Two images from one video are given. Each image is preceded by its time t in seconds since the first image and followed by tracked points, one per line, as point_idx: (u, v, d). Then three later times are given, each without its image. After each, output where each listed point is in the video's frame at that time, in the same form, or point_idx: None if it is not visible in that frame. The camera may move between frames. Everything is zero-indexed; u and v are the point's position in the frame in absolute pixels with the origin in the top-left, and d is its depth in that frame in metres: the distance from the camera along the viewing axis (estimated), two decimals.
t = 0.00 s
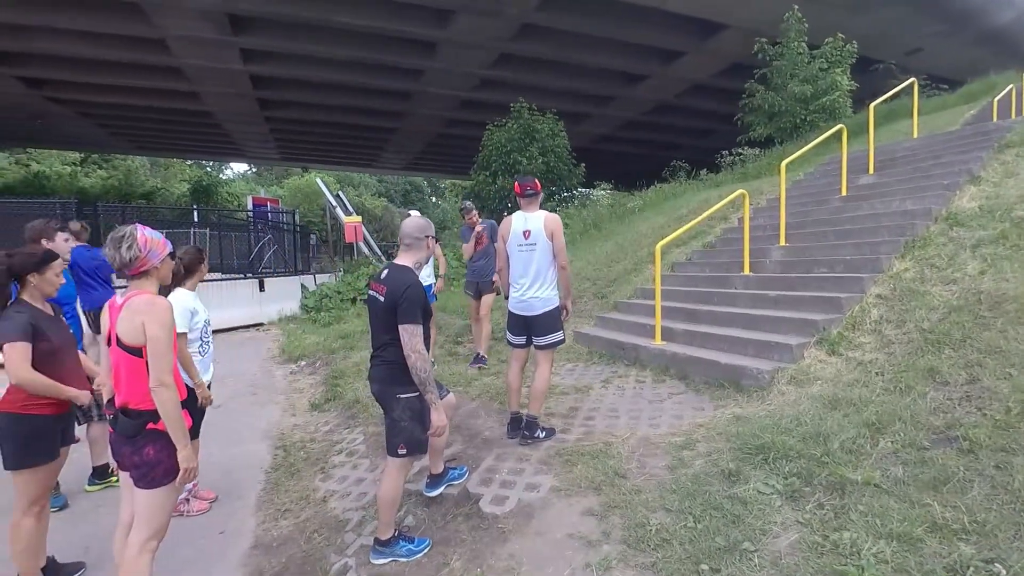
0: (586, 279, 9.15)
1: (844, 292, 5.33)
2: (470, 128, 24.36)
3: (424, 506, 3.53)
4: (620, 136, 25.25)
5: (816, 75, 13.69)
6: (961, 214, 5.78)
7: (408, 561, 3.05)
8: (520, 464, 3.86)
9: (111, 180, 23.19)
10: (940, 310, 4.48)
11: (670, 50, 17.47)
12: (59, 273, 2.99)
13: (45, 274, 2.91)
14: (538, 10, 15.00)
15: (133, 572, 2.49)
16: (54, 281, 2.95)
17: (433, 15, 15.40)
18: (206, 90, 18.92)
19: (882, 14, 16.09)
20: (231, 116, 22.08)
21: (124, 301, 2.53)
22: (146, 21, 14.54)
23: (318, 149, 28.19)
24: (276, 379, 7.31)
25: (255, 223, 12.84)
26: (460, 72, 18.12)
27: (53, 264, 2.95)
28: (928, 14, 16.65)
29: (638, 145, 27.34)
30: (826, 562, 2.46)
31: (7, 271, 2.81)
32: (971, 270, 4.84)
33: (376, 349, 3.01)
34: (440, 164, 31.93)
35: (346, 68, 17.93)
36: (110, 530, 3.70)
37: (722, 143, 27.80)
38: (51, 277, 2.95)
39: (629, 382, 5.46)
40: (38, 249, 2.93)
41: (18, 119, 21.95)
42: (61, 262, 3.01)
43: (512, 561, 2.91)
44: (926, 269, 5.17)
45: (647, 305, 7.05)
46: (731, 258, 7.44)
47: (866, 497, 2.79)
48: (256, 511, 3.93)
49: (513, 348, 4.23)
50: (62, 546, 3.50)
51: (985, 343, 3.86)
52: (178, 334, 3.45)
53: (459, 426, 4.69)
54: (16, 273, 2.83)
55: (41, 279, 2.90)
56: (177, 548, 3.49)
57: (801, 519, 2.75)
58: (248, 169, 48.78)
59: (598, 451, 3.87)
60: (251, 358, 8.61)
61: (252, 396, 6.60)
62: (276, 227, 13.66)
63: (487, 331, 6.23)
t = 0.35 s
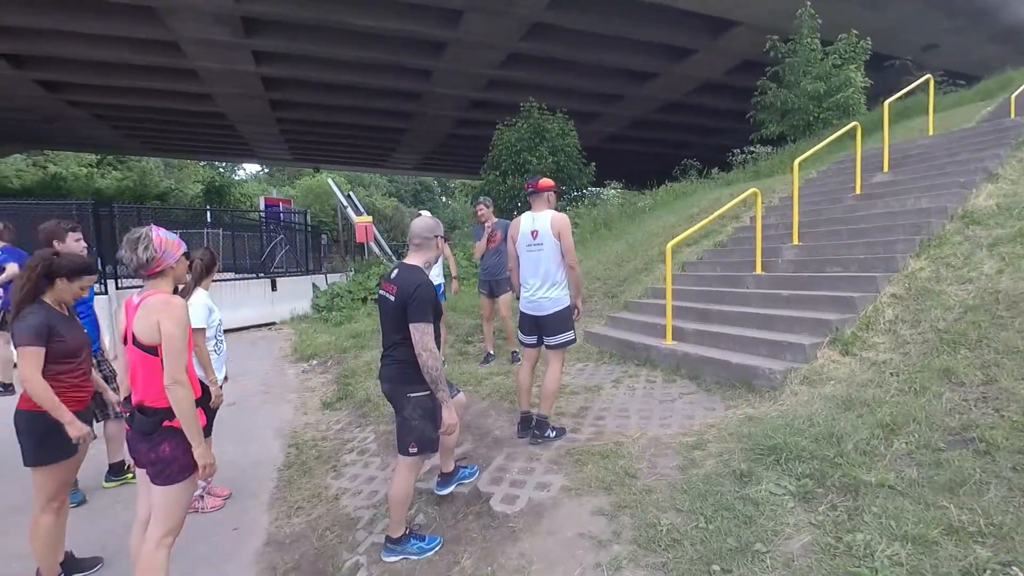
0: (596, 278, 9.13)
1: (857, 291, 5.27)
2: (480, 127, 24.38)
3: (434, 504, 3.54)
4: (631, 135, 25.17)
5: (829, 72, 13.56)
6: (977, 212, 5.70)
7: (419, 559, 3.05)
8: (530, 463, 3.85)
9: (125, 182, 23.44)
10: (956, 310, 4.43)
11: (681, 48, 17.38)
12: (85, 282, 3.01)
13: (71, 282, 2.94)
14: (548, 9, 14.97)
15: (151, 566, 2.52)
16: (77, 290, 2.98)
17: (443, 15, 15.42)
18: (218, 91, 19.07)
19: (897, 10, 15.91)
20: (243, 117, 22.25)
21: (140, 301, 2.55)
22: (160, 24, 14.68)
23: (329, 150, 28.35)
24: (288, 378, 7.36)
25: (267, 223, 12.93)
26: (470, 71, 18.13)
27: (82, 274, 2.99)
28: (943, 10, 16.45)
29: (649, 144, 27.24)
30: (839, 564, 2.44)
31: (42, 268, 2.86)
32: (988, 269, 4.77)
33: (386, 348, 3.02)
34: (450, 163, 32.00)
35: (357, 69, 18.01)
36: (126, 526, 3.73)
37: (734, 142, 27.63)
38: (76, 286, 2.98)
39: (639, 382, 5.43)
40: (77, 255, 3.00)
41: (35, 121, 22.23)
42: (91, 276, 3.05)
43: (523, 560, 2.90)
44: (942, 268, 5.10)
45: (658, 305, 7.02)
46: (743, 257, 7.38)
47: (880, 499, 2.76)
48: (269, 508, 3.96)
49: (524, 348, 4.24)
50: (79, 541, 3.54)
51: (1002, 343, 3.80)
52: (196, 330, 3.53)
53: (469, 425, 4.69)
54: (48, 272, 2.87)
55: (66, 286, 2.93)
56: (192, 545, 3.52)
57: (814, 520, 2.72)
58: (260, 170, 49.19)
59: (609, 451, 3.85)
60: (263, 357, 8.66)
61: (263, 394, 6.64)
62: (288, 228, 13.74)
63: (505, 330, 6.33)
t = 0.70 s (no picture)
0: (600, 278, 9.12)
1: (864, 292, 5.25)
2: (485, 128, 24.40)
3: (439, 505, 3.53)
4: (635, 135, 25.14)
5: (835, 71, 13.51)
6: (985, 211, 5.67)
7: (424, 559, 3.05)
8: (534, 464, 3.85)
9: (132, 182, 23.55)
10: (963, 311, 4.40)
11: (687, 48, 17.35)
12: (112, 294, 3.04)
13: (97, 290, 2.97)
14: (553, 9, 14.96)
15: (158, 564, 2.53)
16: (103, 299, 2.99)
17: (448, 16, 15.43)
18: (224, 92, 19.14)
19: (904, 9, 15.84)
20: (249, 118, 22.32)
21: (147, 301, 2.56)
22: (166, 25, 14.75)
23: (334, 151, 28.44)
24: (293, 377, 7.38)
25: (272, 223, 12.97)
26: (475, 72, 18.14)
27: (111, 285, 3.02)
28: (951, 8, 16.36)
29: (654, 144, 27.21)
30: (844, 566, 2.43)
31: (73, 273, 2.91)
32: (996, 269, 4.74)
33: (390, 349, 3.02)
34: (454, 164, 32.04)
35: (363, 70, 18.05)
36: (133, 524, 3.75)
37: (739, 142, 27.57)
38: (103, 295, 3.00)
39: (644, 383, 5.42)
40: (112, 267, 3.05)
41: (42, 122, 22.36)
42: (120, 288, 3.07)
43: (527, 560, 2.90)
44: (950, 268, 5.07)
45: (662, 305, 7.01)
46: (748, 257, 7.36)
47: (887, 500, 2.74)
48: (275, 507, 3.97)
49: (529, 349, 4.24)
50: (87, 540, 3.56)
51: (1011, 344, 3.78)
52: (205, 330, 3.54)
53: (474, 425, 4.69)
54: (78, 279, 2.91)
55: (93, 293, 2.95)
56: (198, 543, 3.54)
57: (820, 522, 2.71)
58: (266, 170, 49.39)
59: (613, 451, 3.85)
60: (268, 356, 8.70)
61: (269, 394, 6.66)
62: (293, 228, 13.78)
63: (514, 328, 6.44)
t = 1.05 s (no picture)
0: (602, 278, 9.13)
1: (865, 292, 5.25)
2: (487, 128, 24.41)
3: (441, 504, 3.54)
4: (637, 135, 25.14)
5: (838, 71, 13.50)
6: (988, 212, 5.66)
7: (427, 559, 3.06)
8: (537, 464, 3.86)
9: (135, 182, 23.61)
10: (966, 312, 4.39)
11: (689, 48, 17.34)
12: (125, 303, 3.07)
13: (111, 299, 3.00)
14: (555, 9, 14.96)
15: (162, 564, 2.54)
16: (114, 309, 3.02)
17: (450, 16, 15.44)
18: (226, 93, 19.17)
19: (907, 8, 15.82)
20: (251, 119, 22.35)
21: (148, 301, 2.57)
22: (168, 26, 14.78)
23: (336, 151, 28.47)
24: (296, 377, 7.40)
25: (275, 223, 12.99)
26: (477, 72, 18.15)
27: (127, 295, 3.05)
28: (954, 8, 16.33)
29: (656, 144, 27.20)
30: (846, 567, 2.43)
31: (94, 279, 2.95)
32: (999, 270, 4.73)
33: (393, 349, 3.03)
34: (456, 164, 32.05)
35: (365, 70, 18.06)
36: (138, 524, 3.76)
37: (742, 142, 27.55)
38: (116, 304, 3.03)
39: (646, 383, 5.43)
40: (130, 276, 3.10)
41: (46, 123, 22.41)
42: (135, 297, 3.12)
43: (530, 560, 2.91)
44: (952, 268, 5.07)
45: (664, 305, 7.02)
46: (750, 257, 7.36)
47: (889, 501, 2.75)
48: (278, 507, 3.98)
49: (531, 349, 4.25)
50: (90, 539, 3.57)
51: (1013, 345, 3.78)
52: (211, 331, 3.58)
53: (476, 425, 4.69)
54: (97, 285, 2.95)
55: (108, 301, 2.99)
56: (202, 543, 3.55)
57: (822, 523, 2.71)
58: (268, 171, 49.46)
59: (615, 451, 3.86)
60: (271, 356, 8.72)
61: (272, 394, 6.68)
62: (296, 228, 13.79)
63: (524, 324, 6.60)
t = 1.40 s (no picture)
0: (603, 278, 9.13)
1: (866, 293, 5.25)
2: (488, 128, 24.43)
3: (442, 504, 3.55)
4: (638, 135, 25.15)
5: (839, 70, 13.48)
6: (988, 212, 5.66)
7: (427, 559, 3.07)
8: (537, 464, 3.87)
9: (137, 183, 23.66)
10: (966, 312, 4.39)
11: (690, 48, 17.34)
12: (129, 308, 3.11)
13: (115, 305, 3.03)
14: (556, 9, 14.95)
15: (164, 564, 2.55)
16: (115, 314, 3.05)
17: (451, 16, 15.45)
18: (228, 93, 19.20)
19: (908, 7, 15.80)
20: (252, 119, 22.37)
21: (145, 302, 2.58)
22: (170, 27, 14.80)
23: (337, 151, 28.50)
24: (297, 377, 7.42)
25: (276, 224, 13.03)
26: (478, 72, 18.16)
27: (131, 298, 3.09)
28: (956, 7, 16.30)
29: (658, 144, 27.21)
30: (845, 567, 2.43)
31: (102, 283, 2.99)
32: (1000, 270, 4.73)
33: (393, 349, 3.04)
34: (457, 164, 32.07)
35: (366, 70, 18.08)
36: (140, 523, 3.78)
37: (743, 142, 27.53)
38: (118, 309, 3.07)
39: (646, 383, 5.44)
40: (136, 282, 3.14)
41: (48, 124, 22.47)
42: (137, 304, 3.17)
43: (529, 560, 2.91)
44: (953, 268, 5.06)
45: (665, 305, 7.02)
46: (751, 258, 7.35)
47: (888, 501, 2.75)
48: (279, 507, 3.99)
49: (531, 350, 4.25)
50: (93, 539, 3.59)
51: (1012, 345, 3.78)
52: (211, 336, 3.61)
53: (476, 425, 4.70)
54: (104, 290, 2.99)
55: (112, 306, 3.03)
56: (204, 542, 3.56)
57: (820, 523, 2.72)
58: (269, 171, 49.53)
59: (615, 452, 3.86)
60: (272, 356, 8.75)
61: (273, 394, 6.70)
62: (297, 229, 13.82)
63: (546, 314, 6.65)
